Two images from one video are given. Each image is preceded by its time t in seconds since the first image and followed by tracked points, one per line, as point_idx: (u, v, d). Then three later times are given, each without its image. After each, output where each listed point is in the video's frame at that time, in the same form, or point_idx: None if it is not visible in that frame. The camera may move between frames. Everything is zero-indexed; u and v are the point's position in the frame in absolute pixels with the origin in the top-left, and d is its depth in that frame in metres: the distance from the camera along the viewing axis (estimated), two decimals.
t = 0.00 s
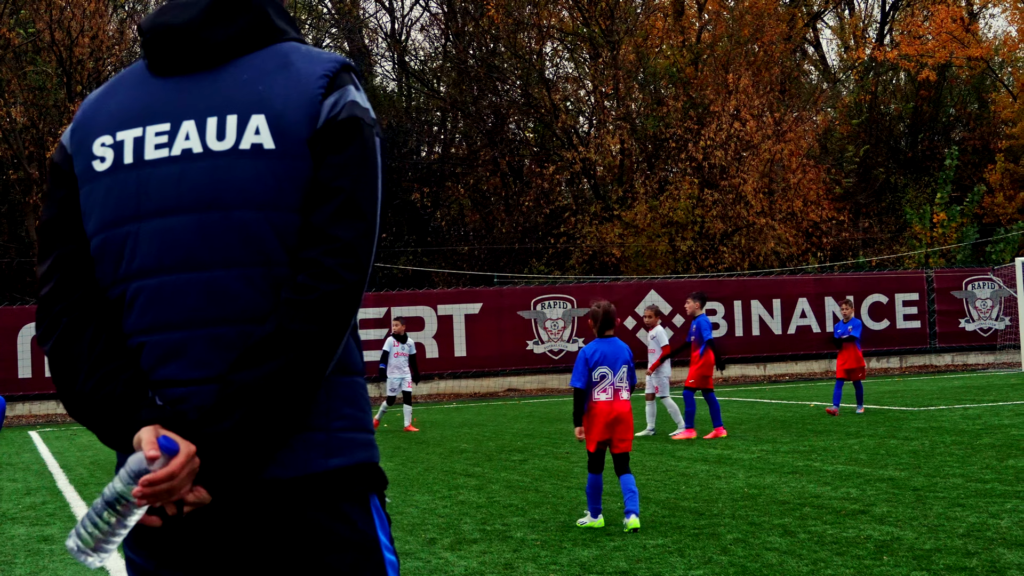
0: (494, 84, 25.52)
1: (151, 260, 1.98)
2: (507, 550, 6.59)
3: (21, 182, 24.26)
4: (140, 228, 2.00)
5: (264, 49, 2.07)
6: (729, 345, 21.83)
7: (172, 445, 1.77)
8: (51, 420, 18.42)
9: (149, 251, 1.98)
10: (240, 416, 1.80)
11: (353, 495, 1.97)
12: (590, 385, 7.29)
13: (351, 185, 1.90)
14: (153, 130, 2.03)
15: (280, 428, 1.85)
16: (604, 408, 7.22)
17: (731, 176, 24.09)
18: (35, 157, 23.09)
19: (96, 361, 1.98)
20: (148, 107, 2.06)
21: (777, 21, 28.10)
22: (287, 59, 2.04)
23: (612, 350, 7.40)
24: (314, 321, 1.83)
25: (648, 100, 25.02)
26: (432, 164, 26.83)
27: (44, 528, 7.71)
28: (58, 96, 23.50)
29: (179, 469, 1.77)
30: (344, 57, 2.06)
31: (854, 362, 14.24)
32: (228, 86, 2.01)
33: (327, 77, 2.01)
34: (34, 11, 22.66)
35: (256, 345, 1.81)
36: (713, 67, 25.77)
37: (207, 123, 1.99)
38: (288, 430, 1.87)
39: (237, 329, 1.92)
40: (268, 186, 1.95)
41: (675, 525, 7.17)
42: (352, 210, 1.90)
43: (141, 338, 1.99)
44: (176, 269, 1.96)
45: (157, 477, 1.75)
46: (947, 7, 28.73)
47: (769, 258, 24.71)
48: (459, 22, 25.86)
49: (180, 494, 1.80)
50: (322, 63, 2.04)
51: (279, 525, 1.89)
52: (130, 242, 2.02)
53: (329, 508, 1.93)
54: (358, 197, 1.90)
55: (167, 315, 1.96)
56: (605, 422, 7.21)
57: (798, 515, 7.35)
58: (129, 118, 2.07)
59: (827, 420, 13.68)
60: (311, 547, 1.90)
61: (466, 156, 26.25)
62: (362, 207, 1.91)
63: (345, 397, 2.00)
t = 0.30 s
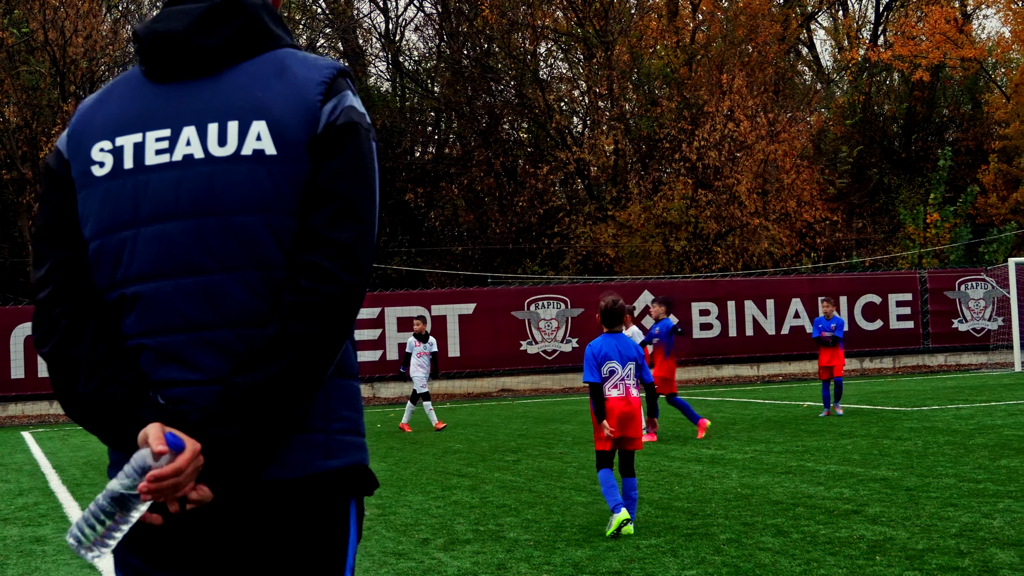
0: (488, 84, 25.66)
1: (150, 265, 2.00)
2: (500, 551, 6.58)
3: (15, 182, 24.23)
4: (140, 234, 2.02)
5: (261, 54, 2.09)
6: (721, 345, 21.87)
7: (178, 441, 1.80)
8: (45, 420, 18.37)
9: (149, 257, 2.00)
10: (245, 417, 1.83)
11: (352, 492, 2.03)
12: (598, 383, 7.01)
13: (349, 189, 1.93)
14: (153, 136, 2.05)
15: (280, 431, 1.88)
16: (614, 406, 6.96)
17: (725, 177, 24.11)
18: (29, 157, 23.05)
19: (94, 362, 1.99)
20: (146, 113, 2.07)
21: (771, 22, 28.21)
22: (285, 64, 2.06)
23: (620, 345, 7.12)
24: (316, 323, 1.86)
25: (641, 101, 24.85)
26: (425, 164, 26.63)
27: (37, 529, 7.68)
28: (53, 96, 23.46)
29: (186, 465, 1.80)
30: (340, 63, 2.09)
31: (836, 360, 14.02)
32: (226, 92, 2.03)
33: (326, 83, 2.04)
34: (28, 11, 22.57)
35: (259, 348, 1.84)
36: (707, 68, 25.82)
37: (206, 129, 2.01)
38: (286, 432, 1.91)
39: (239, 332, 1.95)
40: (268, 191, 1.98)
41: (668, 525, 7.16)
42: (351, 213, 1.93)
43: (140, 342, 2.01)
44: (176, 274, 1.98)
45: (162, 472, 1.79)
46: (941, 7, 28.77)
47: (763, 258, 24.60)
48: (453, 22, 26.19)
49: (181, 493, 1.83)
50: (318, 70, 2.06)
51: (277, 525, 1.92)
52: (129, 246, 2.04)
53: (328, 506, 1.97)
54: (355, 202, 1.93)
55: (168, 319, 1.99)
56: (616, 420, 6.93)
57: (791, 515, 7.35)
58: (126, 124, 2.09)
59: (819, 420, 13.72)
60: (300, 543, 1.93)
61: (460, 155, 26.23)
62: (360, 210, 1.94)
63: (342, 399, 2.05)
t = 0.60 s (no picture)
0: (454, 85, 25.69)
1: (115, 260, 2.01)
2: (463, 553, 6.56)
3: None
4: (107, 227, 2.03)
5: (242, 62, 2.15)
6: (684, 348, 22.01)
7: (126, 434, 1.81)
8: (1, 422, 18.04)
9: (116, 250, 2.01)
10: (212, 409, 1.88)
11: (300, 498, 2.03)
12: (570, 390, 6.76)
13: (326, 196, 2.01)
14: (127, 133, 2.07)
15: (241, 429, 1.91)
16: (587, 411, 6.68)
17: (689, 179, 24.26)
18: None
19: (54, 358, 1.98)
20: (123, 111, 2.10)
21: (736, 27, 28.51)
22: (265, 72, 2.13)
23: (594, 347, 6.84)
24: (289, 323, 1.92)
25: (607, 103, 24.95)
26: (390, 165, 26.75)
27: None
28: (15, 95, 23.13)
29: (132, 458, 1.81)
30: (317, 76, 2.17)
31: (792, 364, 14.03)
32: (205, 94, 2.08)
33: (303, 93, 2.11)
34: None
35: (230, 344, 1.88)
36: (672, 70, 26.00)
37: (182, 128, 2.05)
38: (243, 429, 1.92)
39: (203, 327, 1.96)
40: (243, 192, 2.02)
41: (631, 527, 7.18)
42: (325, 220, 2.01)
43: (101, 338, 2.01)
44: (143, 270, 1.99)
45: (110, 464, 1.78)
46: (903, 13, 29.15)
47: (726, 261, 24.67)
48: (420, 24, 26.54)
49: (131, 484, 1.82)
50: (297, 82, 2.13)
51: (229, 524, 1.94)
52: (94, 240, 2.04)
53: (279, 511, 1.99)
54: (331, 210, 2.02)
55: (130, 315, 1.99)
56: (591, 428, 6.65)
57: (753, 517, 7.40)
58: (100, 121, 2.11)
59: (781, 421, 13.84)
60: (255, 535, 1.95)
61: (425, 157, 26.23)
62: (334, 217, 2.02)
63: (300, 404, 2.07)
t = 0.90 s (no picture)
0: (428, 86, 25.59)
1: (88, 261, 2.01)
2: (437, 554, 6.54)
3: None
4: (80, 228, 2.03)
5: (211, 63, 2.15)
6: (658, 349, 22.10)
7: (101, 428, 1.79)
8: None
9: (87, 252, 2.02)
10: (183, 409, 1.86)
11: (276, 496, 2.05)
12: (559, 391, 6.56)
13: (294, 194, 2.00)
14: (96, 135, 2.08)
15: (215, 428, 1.91)
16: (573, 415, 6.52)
17: (663, 180, 24.35)
18: None
19: (27, 357, 1.98)
20: (92, 113, 2.11)
21: (709, 30, 28.67)
22: (233, 73, 2.13)
23: (586, 350, 6.66)
24: (260, 321, 1.91)
25: (581, 104, 25.23)
26: (364, 166, 26.63)
27: None
28: None
29: (106, 453, 1.79)
30: (285, 74, 2.18)
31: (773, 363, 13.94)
32: (173, 95, 2.08)
33: (271, 92, 2.12)
34: None
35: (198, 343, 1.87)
36: (646, 72, 26.10)
37: (151, 129, 2.06)
38: (218, 430, 1.93)
39: (175, 328, 1.96)
40: (212, 192, 2.02)
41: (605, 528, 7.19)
42: (295, 218, 2.00)
43: (73, 339, 2.01)
44: (116, 271, 2.00)
45: (85, 458, 1.77)
46: (876, 15, 29.39)
47: (700, 261, 24.73)
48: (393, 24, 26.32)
49: (103, 481, 1.81)
50: (266, 81, 2.14)
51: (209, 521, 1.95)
52: (68, 242, 2.04)
53: (259, 508, 2.02)
54: (301, 207, 2.00)
55: (103, 314, 1.99)
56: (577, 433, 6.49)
57: (727, 518, 7.43)
58: (71, 123, 2.12)
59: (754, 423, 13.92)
60: (235, 534, 1.98)
61: (400, 159, 26.31)
62: (304, 215, 2.00)
63: (273, 404, 2.07)
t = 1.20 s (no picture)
0: (403, 88, 25.45)
1: (58, 265, 1.99)
2: (414, 556, 6.51)
3: None
4: (49, 230, 2.01)
5: (181, 65, 2.13)
6: (634, 350, 22.19)
7: (75, 433, 1.77)
8: None
9: (57, 254, 1.99)
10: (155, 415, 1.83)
11: (250, 498, 2.04)
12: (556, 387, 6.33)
13: (266, 198, 1.98)
14: (67, 137, 2.06)
15: (187, 433, 1.90)
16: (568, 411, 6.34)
17: (638, 182, 24.48)
18: None
19: None
20: (62, 115, 2.08)
21: (683, 32, 28.83)
22: (204, 75, 2.11)
23: (581, 348, 6.49)
24: (234, 326, 1.89)
25: (556, 106, 24.87)
26: (339, 167, 26.32)
27: None
28: None
29: (81, 457, 1.77)
30: (256, 76, 2.15)
31: (771, 367, 13.67)
32: (144, 97, 2.06)
33: (242, 95, 2.10)
34: None
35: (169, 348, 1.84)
36: (620, 74, 26.20)
37: (123, 131, 2.04)
38: (191, 434, 1.91)
39: (148, 332, 1.94)
40: (184, 195, 2.00)
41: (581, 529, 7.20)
42: (267, 222, 1.98)
43: (44, 343, 1.98)
44: (87, 274, 1.97)
45: (57, 462, 1.75)
46: (851, 16, 29.63)
47: (675, 262, 24.91)
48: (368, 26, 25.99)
49: (75, 485, 1.79)
50: (237, 83, 2.12)
51: (182, 523, 1.94)
52: (37, 245, 2.02)
53: (232, 512, 2.00)
54: (274, 211, 1.98)
55: (76, 318, 1.96)
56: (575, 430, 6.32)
57: (703, 518, 7.46)
58: (41, 126, 2.09)
59: (730, 423, 14.01)
60: (205, 537, 1.95)
61: (376, 159, 26.07)
62: (277, 219, 1.98)
63: (246, 408, 2.05)
